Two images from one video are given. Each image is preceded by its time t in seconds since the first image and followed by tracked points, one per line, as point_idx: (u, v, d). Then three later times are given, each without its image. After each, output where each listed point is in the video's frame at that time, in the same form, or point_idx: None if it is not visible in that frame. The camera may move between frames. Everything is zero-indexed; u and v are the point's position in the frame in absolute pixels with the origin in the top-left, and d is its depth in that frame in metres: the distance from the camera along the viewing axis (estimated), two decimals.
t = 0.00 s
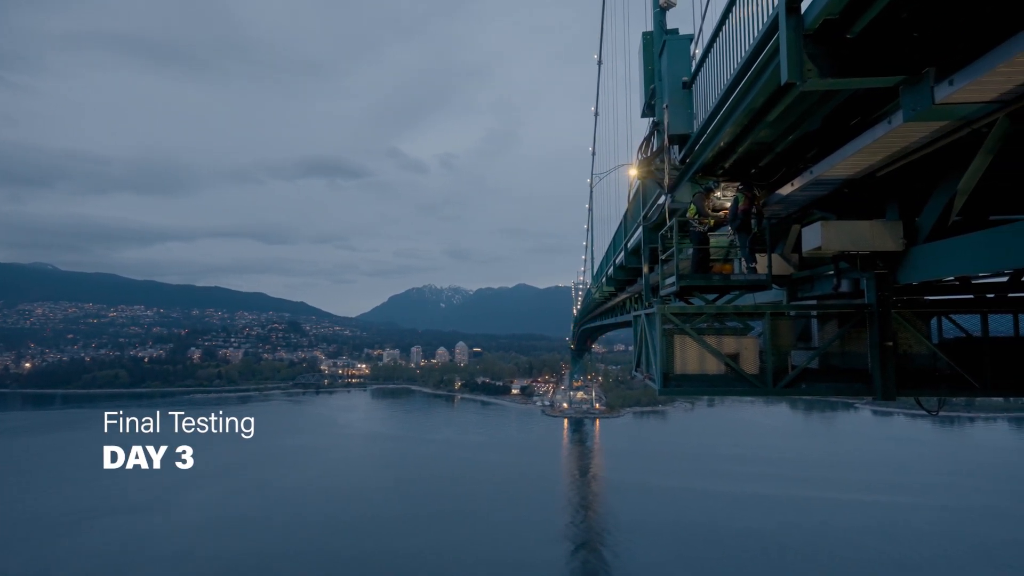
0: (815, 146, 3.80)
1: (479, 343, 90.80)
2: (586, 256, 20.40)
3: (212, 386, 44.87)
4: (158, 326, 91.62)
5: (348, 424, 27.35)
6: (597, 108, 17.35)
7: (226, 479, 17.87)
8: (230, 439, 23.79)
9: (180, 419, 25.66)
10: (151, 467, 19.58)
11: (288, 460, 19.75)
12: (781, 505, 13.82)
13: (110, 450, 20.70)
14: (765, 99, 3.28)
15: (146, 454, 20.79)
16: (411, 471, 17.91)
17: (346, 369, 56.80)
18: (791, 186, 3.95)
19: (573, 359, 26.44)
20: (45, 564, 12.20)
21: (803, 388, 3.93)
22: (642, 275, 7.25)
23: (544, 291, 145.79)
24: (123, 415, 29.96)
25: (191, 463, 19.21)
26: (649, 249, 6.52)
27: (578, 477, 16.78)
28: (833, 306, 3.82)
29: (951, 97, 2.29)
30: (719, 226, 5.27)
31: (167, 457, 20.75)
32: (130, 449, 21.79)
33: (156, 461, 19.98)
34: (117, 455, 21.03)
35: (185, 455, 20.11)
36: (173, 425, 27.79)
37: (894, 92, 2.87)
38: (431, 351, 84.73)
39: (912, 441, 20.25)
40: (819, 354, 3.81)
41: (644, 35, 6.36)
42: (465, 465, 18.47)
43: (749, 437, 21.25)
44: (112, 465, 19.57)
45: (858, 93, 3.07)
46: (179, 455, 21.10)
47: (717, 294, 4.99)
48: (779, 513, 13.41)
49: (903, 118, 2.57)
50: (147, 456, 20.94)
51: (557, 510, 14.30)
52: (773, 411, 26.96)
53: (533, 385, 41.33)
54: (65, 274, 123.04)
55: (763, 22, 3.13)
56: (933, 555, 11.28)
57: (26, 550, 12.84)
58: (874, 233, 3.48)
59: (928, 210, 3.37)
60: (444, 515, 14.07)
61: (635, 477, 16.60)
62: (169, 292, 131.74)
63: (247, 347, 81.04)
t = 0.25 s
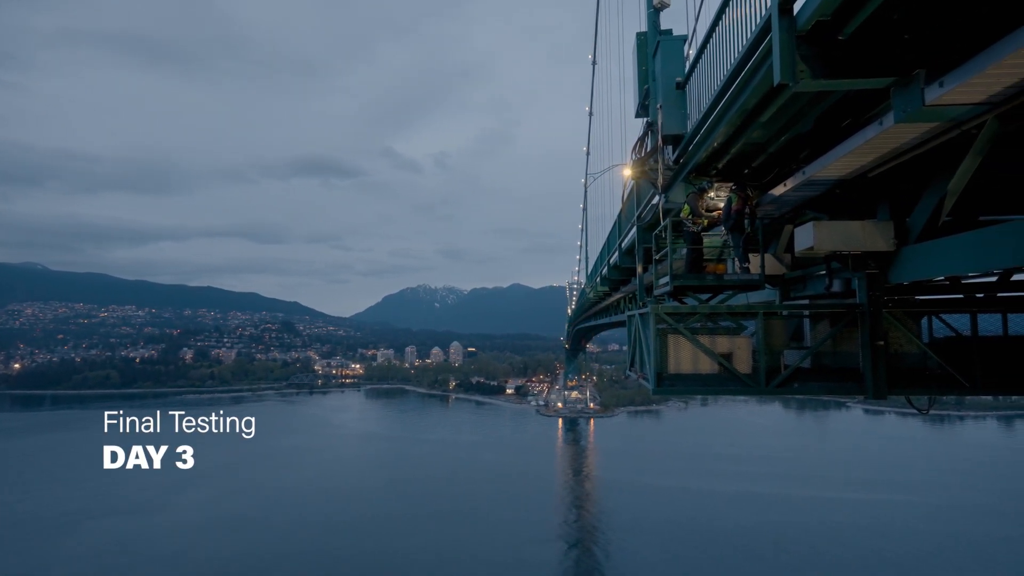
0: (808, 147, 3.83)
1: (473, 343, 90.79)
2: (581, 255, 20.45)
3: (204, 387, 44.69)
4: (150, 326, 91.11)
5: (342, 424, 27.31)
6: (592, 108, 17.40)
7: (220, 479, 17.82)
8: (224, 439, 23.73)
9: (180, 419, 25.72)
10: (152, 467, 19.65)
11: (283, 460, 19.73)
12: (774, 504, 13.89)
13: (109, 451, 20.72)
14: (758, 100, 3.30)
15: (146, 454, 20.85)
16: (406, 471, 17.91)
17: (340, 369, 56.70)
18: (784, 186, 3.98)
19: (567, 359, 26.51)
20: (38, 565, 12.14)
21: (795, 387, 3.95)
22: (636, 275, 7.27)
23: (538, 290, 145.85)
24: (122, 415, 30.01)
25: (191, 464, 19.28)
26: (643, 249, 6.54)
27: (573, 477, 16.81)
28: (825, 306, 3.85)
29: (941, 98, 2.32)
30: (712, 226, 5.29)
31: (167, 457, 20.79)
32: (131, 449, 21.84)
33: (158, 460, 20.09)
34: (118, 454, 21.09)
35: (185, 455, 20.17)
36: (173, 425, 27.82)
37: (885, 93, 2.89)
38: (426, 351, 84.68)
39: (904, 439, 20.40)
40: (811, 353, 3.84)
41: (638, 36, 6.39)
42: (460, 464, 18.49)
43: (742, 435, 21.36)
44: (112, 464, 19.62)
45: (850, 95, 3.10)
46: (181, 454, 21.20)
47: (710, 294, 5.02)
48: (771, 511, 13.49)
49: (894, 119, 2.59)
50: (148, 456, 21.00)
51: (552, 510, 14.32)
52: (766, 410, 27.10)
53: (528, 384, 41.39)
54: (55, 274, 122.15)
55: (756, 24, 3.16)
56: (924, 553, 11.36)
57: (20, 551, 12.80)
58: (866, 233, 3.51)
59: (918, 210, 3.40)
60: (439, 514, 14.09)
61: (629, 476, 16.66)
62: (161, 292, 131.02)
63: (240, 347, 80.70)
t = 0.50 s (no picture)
0: (802, 148, 3.85)
1: (470, 343, 90.75)
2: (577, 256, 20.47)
3: (200, 388, 44.57)
4: (145, 327, 90.78)
5: (338, 425, 27.28)
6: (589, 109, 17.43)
7: (217, 480, 17.79)
8: (220, 441, 23.68)
9: (181, 420, 25.78)
10: (152, 467, 19.64)
11: (280, 461, 19.70)
12: (770, 503, 13.92)
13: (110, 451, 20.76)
14: (753, 101, 3.32)
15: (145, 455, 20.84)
16: (403, 471, 17.91)
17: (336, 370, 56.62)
18: (780, 187, 3.99)
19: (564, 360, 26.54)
20: (34, 567, 12.12)
21: (791, 387, 3.96)
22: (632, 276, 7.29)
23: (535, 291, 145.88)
24: (120, 416, 29.92)
25: (191, 464, 19.33)
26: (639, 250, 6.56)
27: (569, 477, 16.84)
28: (821, 306, 3.87)
29: (934, 100, 2.34)
30: (708, 227, 5.31)
31: (166, 458, 20.79)
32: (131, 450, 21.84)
33: (158, 460, 20.09)
34: (117, 455, 21.07)
35: (186, 455, 20.22)
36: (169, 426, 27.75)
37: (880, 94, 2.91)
38: (422, 351, 84.61)
39: (899, 439, 20.48)
40: (807, 354, 3.85)
41: (634, 37, 6.41)
42: (457, 465, 18.49)
43: (738, 436, 21.40)
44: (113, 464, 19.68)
45: (844, 97, 3.12)
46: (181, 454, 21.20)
47: (706, 294, 5.03)
48: (768, 511, 13.52)
49: (888, 120, 2.61)
50: (148, 457, 20.97)
51: (549, 510, 14.34)
52: (762, 410, 27.16)
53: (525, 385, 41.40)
54: (49, 274, 121.59)
55: (751, 26, 3.18)
56: (919, 552, 11.39)
57: (16, 552, 12.77)
58: (861, 233, 3.52)
59: (913, 211, 3.42)
60: (437, 515, 14.11)
61: (625, 476, 16.68)
62: (156, 293, 130.56)
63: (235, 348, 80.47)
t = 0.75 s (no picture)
0: (800, 149, 3.86)
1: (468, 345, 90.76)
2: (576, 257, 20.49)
3: (198, 389, 44.54)
4: (142, 328, 90.66)
5: (337, 426, 27.29)
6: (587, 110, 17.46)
7: (215, 482, 17.79)
8: (219, 442, 23.69)
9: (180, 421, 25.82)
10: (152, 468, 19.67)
11: (278, 463, 19.69)
12: (768, 504, 13.95)
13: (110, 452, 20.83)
14: (752, 102, 3.32)
15: (145, 455, 20.86)
16: (401, 472, 17.96)
17: (335, 371, 56.61)
18: (778, 188, 4.00)
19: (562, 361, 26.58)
20: (32, 568, 12.12)
21: (789, 388, 3.97)
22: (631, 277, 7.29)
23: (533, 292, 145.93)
24: (119, 417, 29.92)
25: (191, 464, 19.37)
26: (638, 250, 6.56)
27: (568, 477, 16.87)
28: (819, 306, 3.87)
29: (933, 101, 2.34)
30: (705, 228, 5.32)
31: (166, 458, 20.81)
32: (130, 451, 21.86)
33: (158, 461, 20.13)
34: (116, 455, 21.09)
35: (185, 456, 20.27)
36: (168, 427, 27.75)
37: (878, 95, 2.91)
38: (421, 352, 84.64)
39: (897, 439, 20.54)
40: (805, 354, 3.85)
41: (632, 38, 6.41)
42: (456, 466, 18.52)
43: (736, 436, 21.43)
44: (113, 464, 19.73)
45: (841, 97, 3.12)
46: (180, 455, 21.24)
47: (704, 295, 5.03)
48: (765, 511, 13.54)
49: (886, 121, 2.61)
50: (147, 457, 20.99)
51: (548, 510, 14.37)
52: (761, 410, 27.21)
53: (523, 386, 41.43)
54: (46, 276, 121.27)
55: (749, 27, 3.18)
56: (917, 552, 11.40)
57: (16, 554, 12.79)
58: (859, 234, 3.52)
59: (910, 212, 3.43)
60: (436, 515, 14.13)
61: (624, 477, 16.71)
62: (154, 294, 130.41)
63: (233, 349, 80.40)
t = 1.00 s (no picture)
0: (800, 150, 3.85)
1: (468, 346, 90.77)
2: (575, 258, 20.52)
3: (197, 390, 44.52)
4: (141, 329, 90.59)
5: (337, 427, 27.30)
6: (586, 111, 17.48)
7: (214, 483, 17.82)
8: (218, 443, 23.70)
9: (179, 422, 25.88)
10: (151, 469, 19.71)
11: (278, 464, 19.71)
12: (766, 504, 13.98)
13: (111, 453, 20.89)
14: (750, 103, 3.32)
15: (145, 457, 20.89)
16: (400, 472, 17.98)
17: (335, 372, 56.60)
18: (776, 189, 4.00)
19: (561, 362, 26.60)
20: (30, 569, 12.11)
21: (788, 388, 3.97)
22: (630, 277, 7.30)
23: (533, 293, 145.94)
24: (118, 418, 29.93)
25: (191, 464, 19.42)
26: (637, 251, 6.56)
27: (567, 478, 16.90)
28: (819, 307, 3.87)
29: (931, 102, 2.35)
30: (705, 228, 5.32)
31: (165, 459, 20.80)
32: (130, 452, 21.85)
33: (157, 462, 20.12)
34: (116, 456, 21.08)
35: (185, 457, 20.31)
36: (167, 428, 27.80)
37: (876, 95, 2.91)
38: (421, 353, 84.58)
39: (896, 439, 20.56)
40: (804, 354, 3.85)
41: (631, 38, 6.41)
42: (455, 466, 18.54)
43: (735, 437, 21.44)
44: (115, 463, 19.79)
45: (840, 98, 3.13)
46: (180, 456, 21.22)
47: (703, 295, 5.03)
48: (764, 511, 13.55)
49: (885, 122, 2.61)
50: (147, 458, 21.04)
51: (547, 510, 14.40)
52: (760, 411, 27.23)
53: (523, 387, 41.44)
54: (45, 277, 121.11)
55: (748, 27, 3.18)
56: (914, 552, 11.43)
57: (15, 554, 12.82)
58: (857, 235, 3.53)
59: (908, 213, 3.43)
60: (435, 516, 14.15)
61: (623, 477, 16.74)
62: (152, 296, 130.30)
63: (232, 350, 80.38)
